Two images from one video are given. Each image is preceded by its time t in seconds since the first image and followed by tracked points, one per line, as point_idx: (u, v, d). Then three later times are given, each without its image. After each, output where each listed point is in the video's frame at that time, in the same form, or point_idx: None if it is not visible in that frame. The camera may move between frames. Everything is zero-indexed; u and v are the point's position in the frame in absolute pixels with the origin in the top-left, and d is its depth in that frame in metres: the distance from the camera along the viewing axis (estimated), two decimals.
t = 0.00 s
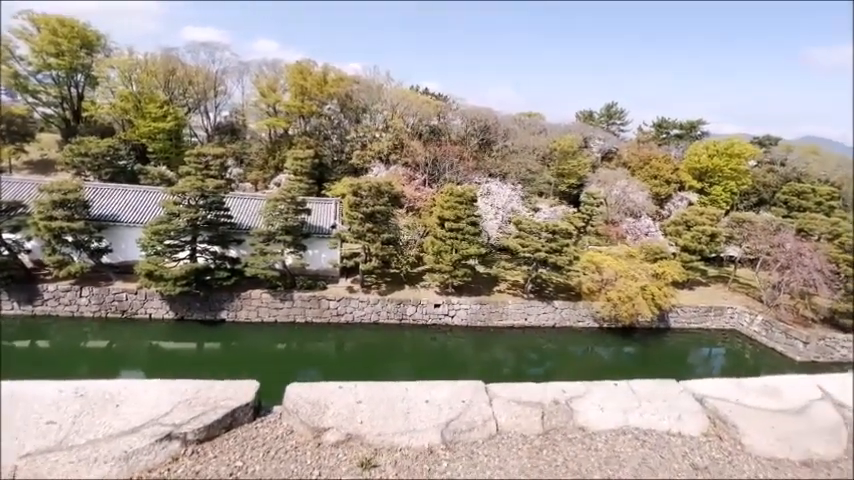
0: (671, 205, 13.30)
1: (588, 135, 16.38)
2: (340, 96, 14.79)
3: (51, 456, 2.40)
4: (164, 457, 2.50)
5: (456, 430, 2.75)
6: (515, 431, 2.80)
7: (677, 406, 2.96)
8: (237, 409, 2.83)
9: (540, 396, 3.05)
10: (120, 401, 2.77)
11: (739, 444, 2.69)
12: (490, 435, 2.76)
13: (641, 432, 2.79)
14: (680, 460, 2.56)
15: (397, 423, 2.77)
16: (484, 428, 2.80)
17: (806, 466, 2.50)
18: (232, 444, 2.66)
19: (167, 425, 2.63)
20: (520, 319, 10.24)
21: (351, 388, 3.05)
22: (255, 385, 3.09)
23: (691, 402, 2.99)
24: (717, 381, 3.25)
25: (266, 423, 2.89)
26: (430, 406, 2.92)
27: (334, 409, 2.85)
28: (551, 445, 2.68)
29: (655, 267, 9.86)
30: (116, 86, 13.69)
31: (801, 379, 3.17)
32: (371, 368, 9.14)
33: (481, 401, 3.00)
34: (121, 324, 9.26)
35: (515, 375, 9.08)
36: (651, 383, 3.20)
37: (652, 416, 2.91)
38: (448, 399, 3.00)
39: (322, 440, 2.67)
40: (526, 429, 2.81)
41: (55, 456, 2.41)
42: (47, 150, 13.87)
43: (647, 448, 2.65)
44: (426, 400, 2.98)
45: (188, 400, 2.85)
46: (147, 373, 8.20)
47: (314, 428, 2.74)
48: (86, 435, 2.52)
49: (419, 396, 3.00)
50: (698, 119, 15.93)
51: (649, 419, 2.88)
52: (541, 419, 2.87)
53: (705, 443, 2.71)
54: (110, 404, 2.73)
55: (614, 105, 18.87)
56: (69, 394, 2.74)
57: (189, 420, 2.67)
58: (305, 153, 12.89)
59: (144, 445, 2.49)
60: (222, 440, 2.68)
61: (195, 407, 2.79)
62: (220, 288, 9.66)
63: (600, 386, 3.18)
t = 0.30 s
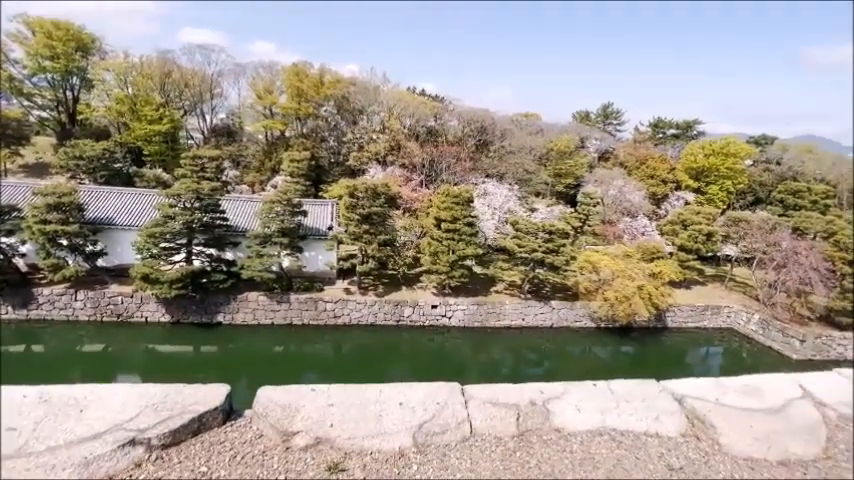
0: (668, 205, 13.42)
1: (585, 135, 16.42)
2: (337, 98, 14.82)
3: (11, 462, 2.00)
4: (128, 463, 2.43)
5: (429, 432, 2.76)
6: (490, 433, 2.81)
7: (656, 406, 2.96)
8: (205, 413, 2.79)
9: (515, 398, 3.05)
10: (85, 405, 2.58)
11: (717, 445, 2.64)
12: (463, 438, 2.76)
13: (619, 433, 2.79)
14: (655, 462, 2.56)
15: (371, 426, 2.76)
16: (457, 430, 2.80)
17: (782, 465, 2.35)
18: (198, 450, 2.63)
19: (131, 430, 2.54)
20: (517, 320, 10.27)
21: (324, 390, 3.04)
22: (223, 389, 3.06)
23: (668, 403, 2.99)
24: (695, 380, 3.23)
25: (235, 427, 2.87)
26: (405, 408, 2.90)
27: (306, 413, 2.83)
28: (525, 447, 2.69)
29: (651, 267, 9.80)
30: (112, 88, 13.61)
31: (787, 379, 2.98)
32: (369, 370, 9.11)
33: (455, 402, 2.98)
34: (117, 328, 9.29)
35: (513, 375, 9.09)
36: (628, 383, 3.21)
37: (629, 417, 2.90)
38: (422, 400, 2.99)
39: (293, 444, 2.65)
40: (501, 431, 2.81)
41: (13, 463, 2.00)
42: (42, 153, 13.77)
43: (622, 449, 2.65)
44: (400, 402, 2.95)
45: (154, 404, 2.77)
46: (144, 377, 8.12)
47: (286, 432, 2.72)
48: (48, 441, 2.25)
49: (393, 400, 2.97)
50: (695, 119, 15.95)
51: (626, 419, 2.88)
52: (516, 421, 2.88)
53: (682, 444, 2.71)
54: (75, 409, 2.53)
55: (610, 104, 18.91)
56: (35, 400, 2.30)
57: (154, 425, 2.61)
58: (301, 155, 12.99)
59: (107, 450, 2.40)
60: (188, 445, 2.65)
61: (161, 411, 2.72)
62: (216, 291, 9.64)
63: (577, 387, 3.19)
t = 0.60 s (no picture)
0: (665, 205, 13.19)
1: (581, 136, 16.49)
2: (334, 101, 14.86)
3: None
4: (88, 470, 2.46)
5: (403, 437, 2.73)
6: (467, 437, 2.80)
7: (638, 408, 2.94)
8: (174, 419, 2.79)
9: (496, 400, 3.04)
10: (47, 412, 2.70)
11: (699, 447, 2.64)
12: (440, 442, 2.75)
13: (598, 435, 2.78)
14: (636, 464, 2.53)
15: (342, 431, 2.75)
16: (433, 435, 2.78)
17: (766, 467, 2.43)
18: (165, 456, 2.63)
19: (95, 438, 2.56)
20: (515, 321, 10.25)
21: (298, 395, 3.01)
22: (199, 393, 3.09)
23: (651, 404, 2.97)
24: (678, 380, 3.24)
25: (207, 433, 2.86)
26: (379, 413, 2.89)
27: (276, 417, 2.82)
28: (503, 451, 2.68)
29: (649, 266, 9.58)
30: (109, 92, 13.58)
31: (774, 380, 3.07)
32: (368, 372, 9.06)
33: (433, 406, 2.96)
34: (113, 332, 9.17)
35: (512, 376, 9.07)
36: (612, 386, 3.19)
37: (611, 419, 2.88)
38: (399, 404, 2.98)
39: (263, 450, 2.63)
40: (478, 435, 2.80)
41: None
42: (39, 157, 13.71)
43: (603, 452, 2.63)
44: (374, 407, 2.94)
45: (120, 411, 2.78)
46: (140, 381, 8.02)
47: (256, 436, 2.70)
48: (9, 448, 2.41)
49: (366, 405, 2.96)
50: (692, 119, 16.00)
51: (608, 422, 2.86)
52: (494, 424, 2.87)
53: (665, 446, 2.69)
54: (38, 415, 2.68)
55: (607, 105, 18.98)
56: None
57: (117, 432, 2.61)
58: (298, 156, 13.15)
59: (67, 458, 2.44)
60: (155, 451, 2.65)
61: (127, 417, 2.74)
62: (214, 294, 9.62)
63: (560, 389, 3.17)
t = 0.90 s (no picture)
0: (662, 205, 13.43)
1: (578, 137, 16.51)
2: (331, 103, 14.85)
3: None
4: None
5: (374, 445, 2.63)
6: (441, 445, 2.71)
7: (618, 413, 2.85)
8: (136, 429, 2.65)
9: (474, 405, 2.94)
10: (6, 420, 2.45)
11: (679, 452, 2.62)
12: (412, 450, 2.66)
13: (575, 441, 2.71)
14: (613, 470, 2.51)
15: (310, 440, 2.63)
16: (406, 443, 2.68)
17: (746, 474, 2.48)
18: (124, 469, 2.51)
19: (50, 449, 2.41)
20: (513, 322, 10.20)
21: (266, 403, 2.88)
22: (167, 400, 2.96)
23: (633, 408, 2.88)
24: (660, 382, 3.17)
25: (171, 442, 2.72)
26: (351, 420, 2.76)
27: (242, 427, 2.70)
28: (477, 459, 2.61)
29: (646, 267, 9.79)
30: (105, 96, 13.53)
31: (757, 380, 3.13)
32: (364, 375, 9.03)
33: (408, 412, 2.85)
34: (108, 337, 9.23)
35: (510, 378, 9.04)
36: (592, 389, 3.09)
37: (591, 424, 2.80)
38: (372, 410, 2.84)
39: (226, 462, 2.52)
40: (452, 442, 2.71)
41: None
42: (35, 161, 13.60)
43: (580, 459, 2.59)
44: (346, 414, 2.80)
45: (80, 419, 2.60)
46: (135, 385, 8.04)
47: (219, 448, 2.59)
48: None
49: (339, 410, 2.82)
50: (688, 120, 16.05)
51: (587, 427, 2.78)
52: (470, 431, 2.78)
53: (644, 452, 2.63)
54: None
55: (603, 106, 19.03)
56: None
57: (78, 443, 2.48)
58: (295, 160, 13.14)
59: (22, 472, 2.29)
60: (115, 464, 2.53)
61: (88, 427, 2.57)
62: (210, 297, 9.56)
63: (538, 394, 3.07)
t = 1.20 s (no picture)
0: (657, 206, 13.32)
1: (574, 137, 16.55)
2: (327, 104, 14.81)
3: None
4: None
5: (342, 448, 2.76)
6: (411, 447, 2.84)
7: (591, 414, 3.00)
8: (99, 433, 2.79)
9: (445, 408, 3.09)
10: None
11: (652, 454, 2.76)
12: (380, 452, 2.80)
13: (548, 442, 2.84)
14: (584, 472, 2.63)
15: (277, 443, 2.76)
16: (375, 445, 2.82)
17: (718, 474, 2.60)
18: (86, 472, 2.63)
19: (8, 454, 2.56)
20: (510, 323, 10.22)
21: (236, 406, 3.04)
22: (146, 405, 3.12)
23: (608, 409, 3.03)
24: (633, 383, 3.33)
25: (136, 447, 2.86)
26: (319, 422, 2.93)
27: (209, 430, 2.84)
28: (446, 461, 2.74)
29: (642, 267, 9.69)
30: (100, 97, 13.45)
31: (733, 379, 3.32)
32: (362, 376, 9.02)
33: (378, 415, 3.01)
34: (103, 340, 9.08)
35: (507, 378, 9.06)
36: (568, 391, 3.24)
37: (564, 426, 2.94)
38: (342, 413, 3.00)
39: (193, 464, 2.65)
40: (422, 445, 2.85)
41: None
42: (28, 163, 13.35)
43: (550, 461, 2.71)
44: (316, 417, 2.97)
45: (42, 425, 2.78)
46: (132, 388, 8.01)
47: (185, 452, 2.72)
48: None
49: (311, 413, 2.99)
50: (683, 120, 16.13)
51: (559, 429, 2.92)
52: (440, 433, 2.92)
53: (616, 454, 2.77)
54: None
55: (599, 107, 19.09)
56: None
57: (39, 447, 2.62)
58: (290, 160, 13.18)
59: None
60: (78, 467, 2.66)
61: (49, 433, 2.73)
62: (205, 299, 9.50)
63: (512, 396, 3.21)
